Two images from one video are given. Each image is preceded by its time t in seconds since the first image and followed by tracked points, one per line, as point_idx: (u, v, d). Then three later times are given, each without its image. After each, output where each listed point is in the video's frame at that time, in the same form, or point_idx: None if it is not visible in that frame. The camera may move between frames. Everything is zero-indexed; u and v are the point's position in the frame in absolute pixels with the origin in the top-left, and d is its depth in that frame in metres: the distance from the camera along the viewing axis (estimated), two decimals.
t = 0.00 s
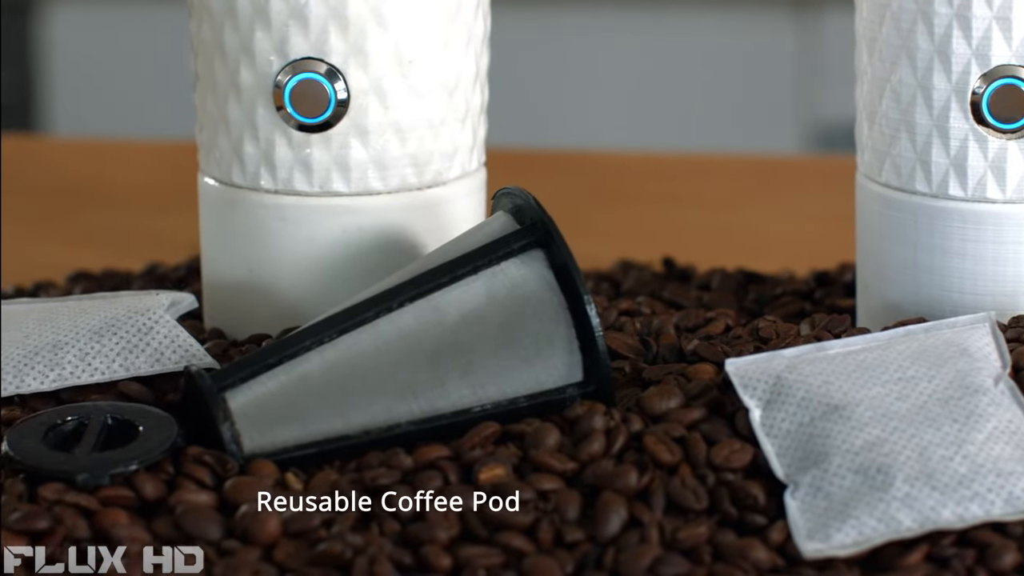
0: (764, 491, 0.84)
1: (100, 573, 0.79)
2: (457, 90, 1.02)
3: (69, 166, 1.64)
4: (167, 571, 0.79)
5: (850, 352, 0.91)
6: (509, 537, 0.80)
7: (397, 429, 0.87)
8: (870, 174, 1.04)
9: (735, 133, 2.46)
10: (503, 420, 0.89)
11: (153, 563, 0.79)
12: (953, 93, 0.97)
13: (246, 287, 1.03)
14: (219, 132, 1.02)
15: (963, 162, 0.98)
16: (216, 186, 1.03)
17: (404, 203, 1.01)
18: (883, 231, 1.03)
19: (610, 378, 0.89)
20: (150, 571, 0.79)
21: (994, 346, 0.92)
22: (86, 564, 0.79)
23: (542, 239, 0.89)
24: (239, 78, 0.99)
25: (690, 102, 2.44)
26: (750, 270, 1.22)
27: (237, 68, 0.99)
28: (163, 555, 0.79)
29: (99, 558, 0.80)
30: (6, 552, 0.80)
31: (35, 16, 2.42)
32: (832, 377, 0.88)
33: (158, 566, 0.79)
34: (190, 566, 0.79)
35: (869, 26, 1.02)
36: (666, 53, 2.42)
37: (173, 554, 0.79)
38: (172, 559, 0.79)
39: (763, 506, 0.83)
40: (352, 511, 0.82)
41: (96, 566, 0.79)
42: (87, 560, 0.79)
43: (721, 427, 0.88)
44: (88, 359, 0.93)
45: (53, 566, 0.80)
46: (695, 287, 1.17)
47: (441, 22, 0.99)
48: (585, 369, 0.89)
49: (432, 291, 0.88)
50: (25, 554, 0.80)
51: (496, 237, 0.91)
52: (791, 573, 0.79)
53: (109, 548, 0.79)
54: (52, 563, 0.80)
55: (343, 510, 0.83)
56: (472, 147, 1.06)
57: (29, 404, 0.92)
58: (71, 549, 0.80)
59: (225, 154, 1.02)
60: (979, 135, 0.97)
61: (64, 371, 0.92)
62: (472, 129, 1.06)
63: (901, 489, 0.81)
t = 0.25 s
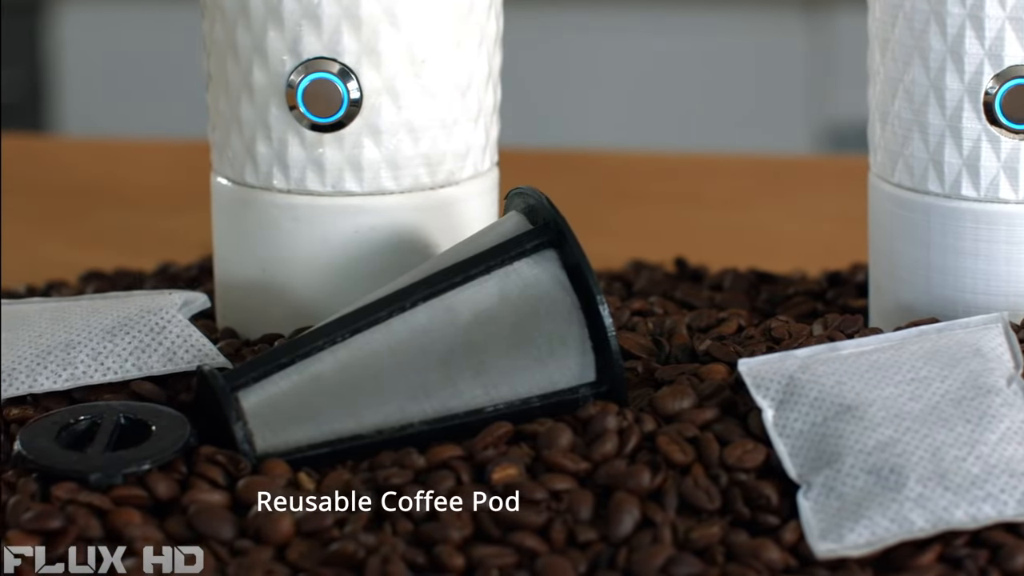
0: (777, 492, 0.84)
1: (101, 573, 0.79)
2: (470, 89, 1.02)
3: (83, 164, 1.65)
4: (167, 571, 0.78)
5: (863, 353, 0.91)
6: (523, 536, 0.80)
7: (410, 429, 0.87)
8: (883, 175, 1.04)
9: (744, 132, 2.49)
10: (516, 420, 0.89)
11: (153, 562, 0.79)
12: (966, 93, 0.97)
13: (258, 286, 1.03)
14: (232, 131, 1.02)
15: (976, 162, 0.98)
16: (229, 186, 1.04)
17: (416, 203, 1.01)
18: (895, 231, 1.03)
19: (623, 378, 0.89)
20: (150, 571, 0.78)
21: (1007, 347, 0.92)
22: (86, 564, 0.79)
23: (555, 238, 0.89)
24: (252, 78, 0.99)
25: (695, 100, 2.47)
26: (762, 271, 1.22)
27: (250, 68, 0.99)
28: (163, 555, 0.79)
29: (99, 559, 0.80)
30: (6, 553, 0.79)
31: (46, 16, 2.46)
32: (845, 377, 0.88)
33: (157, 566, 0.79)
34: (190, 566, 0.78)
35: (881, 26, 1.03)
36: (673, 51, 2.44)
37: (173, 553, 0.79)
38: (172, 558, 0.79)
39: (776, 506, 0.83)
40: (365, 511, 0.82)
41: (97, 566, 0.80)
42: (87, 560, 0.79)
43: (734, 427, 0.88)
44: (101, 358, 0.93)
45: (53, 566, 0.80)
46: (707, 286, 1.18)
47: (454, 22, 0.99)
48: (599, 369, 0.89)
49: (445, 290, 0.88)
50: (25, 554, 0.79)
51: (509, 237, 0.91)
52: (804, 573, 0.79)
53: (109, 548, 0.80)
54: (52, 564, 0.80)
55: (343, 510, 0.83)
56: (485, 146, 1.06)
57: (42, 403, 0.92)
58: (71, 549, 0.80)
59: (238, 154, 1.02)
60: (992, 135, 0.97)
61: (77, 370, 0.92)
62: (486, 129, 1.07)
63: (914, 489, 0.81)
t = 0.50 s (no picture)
0: (790, 492, 0.84)
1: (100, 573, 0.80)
2: (483, 90, 1.03)
3: (98, 163, 1.65)
4: (167, 571, 0.78)
5: (876, 353, 0.91)
6: (535, 536, 0.80)
7: (423, 429, 0.87)
8: (896, 175, 1.05)
9: (756, 131, 2.50)
10: (529, 420, 0.89)
11: (153, 562, 0.78)
12: (978, 93, 0.98)
13: (271, 286, 1.04)
14: (245, 131, 1.02)
15: (989, 163, 0.98)
16: (242, 186, 1.04)
17: (428, 203, 1.01)
18: (908, 232, 1.03)
19: (635, 378, 0.89)
20: (150, 571, 0.78)
21: (1019, 348, 0.92)
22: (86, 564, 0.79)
23: (568, 239, 0.89)
24: (265, 78, 1.00)
25: (704, 99, 2.48)
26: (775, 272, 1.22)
27: (263, 67, 0.99)
28: (164, 555, 0.79)
29: (99, 558, 0.80)
30: (7, 552, 0.80)
31: (55, 17, 2.51)
32: (857, 377, 0.88)
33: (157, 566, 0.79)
34: (190, 566, 0.79)
35: (895, 27, 1.03)
36: (683, 51, 2.45)
37: (173, 553, 0.79)
38: (172, 558, 0.79)
39: (788, 506, 0.83)
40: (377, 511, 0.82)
41: (97, 566, 0.80)
42: (87, 560, 0.80)
43: (747, 428, 0.88)
44: (114, 357, 0.94)
45: (53, 565, 0.80)
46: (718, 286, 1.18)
47: (468, 22, 1.00)
48: (611, 369, 0.89)
49: (458, 290, 0.89)
50: (25, 553, 0.80)
51: (522, 237, 0.91)
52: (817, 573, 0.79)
53: (109, 548, 0.80)
54: (53, 563, 0.80)
55: (344, 509, 0.83)
56: (498, 147, 1.06)
57: (55, 402, 0.92)
58: (72, 548, 0.80)
59: (251, 154, 1.02)
60: (1005, 135, 0.97)
61: (89, 369, 0.93)
62: (498, 130, 1.07)
63: (927, 489, 0.81)
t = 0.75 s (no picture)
0: (803, 492, 0.84)
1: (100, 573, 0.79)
2: (495, 90, 1.03)
3: (109, 163, 1.65)
4: (167, 572, 0.78)
5: (888, 354, 0.91)
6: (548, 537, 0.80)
7: (435, 429, 0.87)
8: (908, 175, 1.05)
9: (764, 131, 2.50)
10: (541, 420, 0.89)
11: (153, 563, 0.79)
12: (991, 94, 0.98)
13: (283, 286, 1.04)
14: (257, 131, 1.02)
15: (1002, 163, 0.98)
16: (254, 186, 1.04)
17: (440, 203, 1.02)
18: (920, 232, 1.03)
19: (648, 378, 0.89)
20: (150, 571, 0.78)
21: None
22: (86, 564, 0.79)
23: (581, 239, 0.89)
24: (277, 78, 1.00)
25: (713, 99, 2.48)
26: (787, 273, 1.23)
27: (275, 67, 0.99)
28: (164, 554, 0.79)
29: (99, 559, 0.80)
30: (6, 553, 0.80)
31: (64, 16, 2.52)
32: (870, 378, 0.88)
33: (158, 566, 0.79)
34: (191, 566, 0.79)
35: (907, 27, 1.03)
36: (691, 50, 2.45)
37: (173, 553, 0.79)
38: (172, 559, 0.78)
39: (801, 506, 0.83)
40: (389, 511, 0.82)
41: (97, 566, 0.80)
42: (87, 560, 0.79)
43: (760, 428, 0.88)
44: (126, 356, 0.94)
45: (53, 565, 0.80)
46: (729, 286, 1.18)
47: (480, 22, 1.00)
48: (624, 369, 0.89)
49: (471, 290, 0.89)
50: (26, 553, 0.80)
51: (534, 237, 0.91)
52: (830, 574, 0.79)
53: (108, 548, 0.79)
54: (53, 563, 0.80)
55: (343, 509, 0.83)
56: (510, 147, 1.06)
57: (67, 402, 0.92)
58: (72, 548, 0.80)
59: (263, 154, 1.02)
60: (1018, 136, 0.97)
61: (102, 369, 0.93)
62: (510, 130, 1.07)
63: (939, 490, 0.81)
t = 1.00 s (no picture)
0: (815, 492, 0.84)
1: (101, 573, 0.80)
2: (507, 89, 1.03)
3: (121, 162, 1.65)
4: (167, 571, 0.79)
5: (900, 354, 0.91)
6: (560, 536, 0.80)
7: (447, 428, 0.87)
8: (919, 175, 1.05)
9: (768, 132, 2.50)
10: (553, 420, 0.89)
11: (153, 562, 0.79)
12: (1003, 94, 0.98)
13: (294, 285, 1.04)
14: (269, 131, 1.03)
15: (1014, 163, 0.98)
16: (265, 185, 1.04)
17: (452, 203, 1.02)
18: (932, 233, 1.03)
19: (659, 379, 0.90)
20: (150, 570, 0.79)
21: None
22: (86, 564, 0.80)
23: (593, 239, 0.89)
24: (289, 78, 1.00)
25: (719, 99, 2.49)
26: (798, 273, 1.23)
27: (287, 66, 1.00)
28: (163, 555, 0.79)
29: (99, 558, 0.80)
30: (7, 553, 0.80)
31: (72, 16, 2.53)
32: (882, 378, 0.88)
33: (158, 566, 0.79)
34: (190, 566, 0.79)
35: (919, 27, 1.03)
36: (697, 50, 2.46)
37: (173, 554, 0.79)
38: (172, 558, 0.79)
39: (813, 506, 0.83)
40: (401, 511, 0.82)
41: (97, 566, 0.80)
42: (87, 560, 0.80)
43: (771, 428, 0.88)
44: (138, 356, 0.94)
45: (53, 566, 0.79)
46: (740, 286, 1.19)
47: (492, 22, 1.00)
48: (636, 369, 0.89)
49: (482, 290, 0.89)
50: (25, 554, 0.79)
51: (547, 237, 0.91)
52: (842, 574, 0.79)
53: (108, 548, 0.80)
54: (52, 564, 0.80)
55: (343, 509, 0.83)
56: (522, 147, 1.06)
57: (79, 402, 0.92)
58: (72, 549, 0.80)
59: (275, 153, 1.02)
60: None
61: (114, 368, 0.93)
62: (522, 129, 1.07)
63: (951, 491, 0.81)
